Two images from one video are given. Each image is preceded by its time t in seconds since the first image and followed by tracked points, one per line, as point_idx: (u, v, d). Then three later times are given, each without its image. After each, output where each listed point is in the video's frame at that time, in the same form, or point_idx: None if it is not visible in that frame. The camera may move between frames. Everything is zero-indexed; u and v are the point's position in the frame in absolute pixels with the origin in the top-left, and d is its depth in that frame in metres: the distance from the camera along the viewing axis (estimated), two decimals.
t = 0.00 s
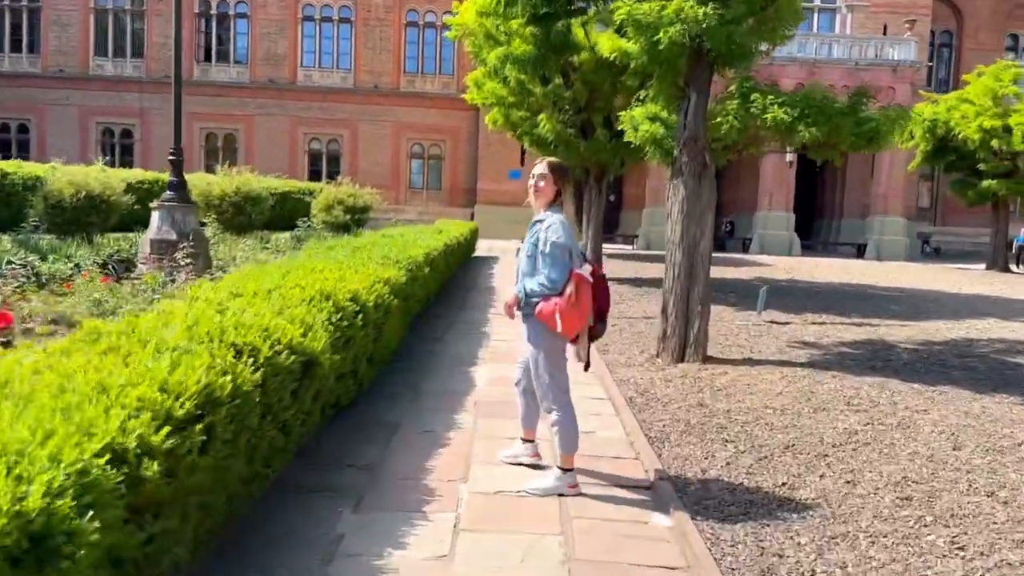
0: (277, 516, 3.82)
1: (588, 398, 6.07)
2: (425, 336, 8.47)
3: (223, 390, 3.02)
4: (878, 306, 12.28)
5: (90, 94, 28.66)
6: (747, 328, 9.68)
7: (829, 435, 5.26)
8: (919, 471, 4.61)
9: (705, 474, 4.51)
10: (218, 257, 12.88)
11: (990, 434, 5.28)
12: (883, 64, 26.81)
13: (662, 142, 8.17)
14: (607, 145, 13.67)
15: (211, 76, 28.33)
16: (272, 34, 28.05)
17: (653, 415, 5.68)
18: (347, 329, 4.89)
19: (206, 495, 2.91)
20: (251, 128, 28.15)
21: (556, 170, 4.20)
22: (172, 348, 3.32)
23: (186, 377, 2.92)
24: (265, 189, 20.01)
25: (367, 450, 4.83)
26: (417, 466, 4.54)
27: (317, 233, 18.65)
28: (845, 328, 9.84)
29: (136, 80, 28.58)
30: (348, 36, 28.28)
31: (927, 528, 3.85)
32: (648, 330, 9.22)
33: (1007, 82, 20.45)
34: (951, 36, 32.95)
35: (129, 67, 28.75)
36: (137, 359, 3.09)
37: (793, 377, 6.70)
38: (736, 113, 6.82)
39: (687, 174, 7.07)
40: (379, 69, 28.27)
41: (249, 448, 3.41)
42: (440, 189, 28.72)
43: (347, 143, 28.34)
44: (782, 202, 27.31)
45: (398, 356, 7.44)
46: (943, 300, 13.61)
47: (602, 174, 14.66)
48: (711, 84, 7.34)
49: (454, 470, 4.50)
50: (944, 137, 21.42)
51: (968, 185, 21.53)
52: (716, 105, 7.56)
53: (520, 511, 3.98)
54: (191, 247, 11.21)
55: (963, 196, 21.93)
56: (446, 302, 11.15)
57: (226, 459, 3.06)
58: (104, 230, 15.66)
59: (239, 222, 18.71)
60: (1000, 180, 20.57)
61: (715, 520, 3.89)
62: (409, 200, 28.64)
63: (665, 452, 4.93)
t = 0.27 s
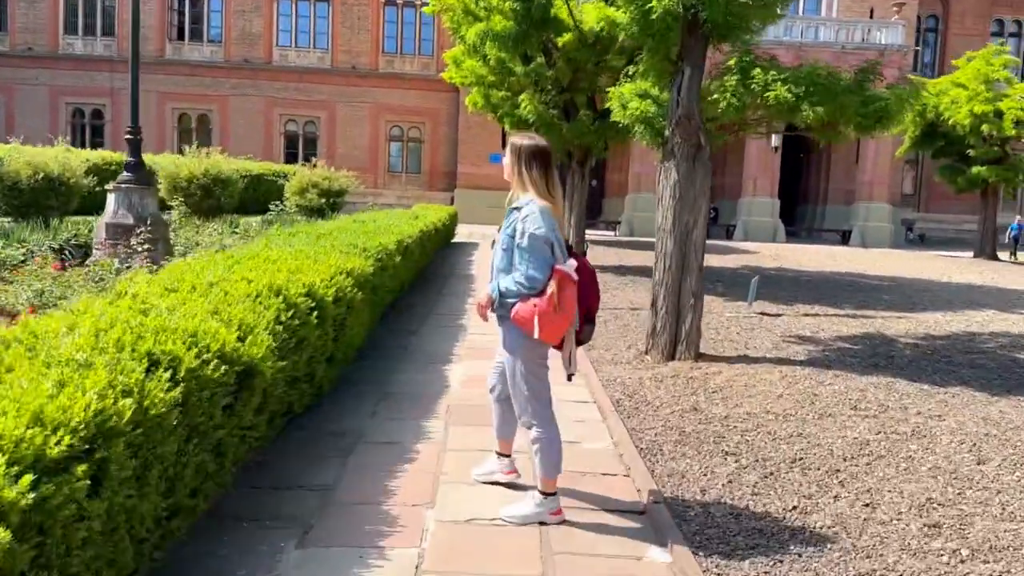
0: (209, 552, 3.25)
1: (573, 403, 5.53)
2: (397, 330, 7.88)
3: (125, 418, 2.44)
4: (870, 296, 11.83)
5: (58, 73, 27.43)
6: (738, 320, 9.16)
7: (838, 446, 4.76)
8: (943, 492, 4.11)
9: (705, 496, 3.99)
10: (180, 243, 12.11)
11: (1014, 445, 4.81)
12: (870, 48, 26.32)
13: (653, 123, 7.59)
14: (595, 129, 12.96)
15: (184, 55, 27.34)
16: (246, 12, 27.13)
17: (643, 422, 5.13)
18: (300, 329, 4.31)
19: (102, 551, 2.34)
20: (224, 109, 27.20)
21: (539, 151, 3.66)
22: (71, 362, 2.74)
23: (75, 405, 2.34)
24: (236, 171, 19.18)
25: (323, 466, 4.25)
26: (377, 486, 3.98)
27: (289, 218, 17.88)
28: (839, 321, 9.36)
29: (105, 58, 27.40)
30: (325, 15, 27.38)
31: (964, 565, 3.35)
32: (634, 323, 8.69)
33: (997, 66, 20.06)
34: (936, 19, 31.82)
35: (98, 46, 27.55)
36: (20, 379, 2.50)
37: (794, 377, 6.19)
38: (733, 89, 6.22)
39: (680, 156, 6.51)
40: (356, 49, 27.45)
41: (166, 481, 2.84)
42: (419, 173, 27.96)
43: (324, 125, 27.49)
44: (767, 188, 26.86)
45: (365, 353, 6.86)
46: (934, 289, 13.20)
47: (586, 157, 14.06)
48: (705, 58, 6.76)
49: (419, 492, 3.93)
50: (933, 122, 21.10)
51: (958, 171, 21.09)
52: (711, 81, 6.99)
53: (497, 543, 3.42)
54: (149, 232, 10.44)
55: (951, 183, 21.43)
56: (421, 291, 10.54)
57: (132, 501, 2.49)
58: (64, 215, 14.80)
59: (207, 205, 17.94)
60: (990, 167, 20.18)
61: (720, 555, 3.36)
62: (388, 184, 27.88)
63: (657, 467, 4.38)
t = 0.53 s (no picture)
0: (184, 566, 3.07)
1: (570, 404, 5.35)
2: (388, 328, 7.69)
3: (83, 429, 2.26)
4: (869, 293, 11.67)
5: (49, 66, 27.04)
6: (737, 318, 8.98)
7: (844, 449, 4.60)
8: (955, 498, 3.95)
9: (708, 503, 3.81)
10: (168, 238, 11.86)
11: None
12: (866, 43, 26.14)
13: (652, 116, 7.40)
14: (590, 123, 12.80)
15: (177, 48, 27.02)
16: (239, 6, 26.84)
17: (642, 424, 4.96)
18: (283, 329, 4.12)
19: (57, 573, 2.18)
20: (217, 103, 26.90)
21: (534, 141, 3.47)
22: (30, 368, 2.57)
23: (26, 415, 2.16)
24: (226, 165, 18.89)
25: (308, 472, 4.06)
26: (364, 493, 3.79)
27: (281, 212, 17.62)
28: (840, 318, 9.20)
29: (97, 51, 27.03)
30: (319, 8, 27.08)
31: None
32: (632, 321, 8.51)
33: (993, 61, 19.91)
34: (932, 15, 31.64)
35: (90, 39, 27.14)
36: None
37: (796, 377, 6.02)
38: (735, 80, 6.04)
39: (679, 149, 6.32)
40: (350, 43, 27.15)
41: (134, 492, 2.66)
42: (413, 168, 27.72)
43: (317, 120, 27.21)
44: (763, 184, 26.70)
45: (355, 352, 6.66)
46: (933, 285, 13.05)
47: (582, 152, 13.84)
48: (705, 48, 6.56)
49: (408, 499, 3.74)
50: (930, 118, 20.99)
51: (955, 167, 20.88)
52: (712, 72, 6.80)
53: (489, 556, 3.24)
54: (134, 227, 10.17)
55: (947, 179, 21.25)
56: (413, 288, 10.35)
57: (94, 518, 2.32)
58: (51, 210, 14.53)
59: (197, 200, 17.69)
60: (987, 162, 20.05)
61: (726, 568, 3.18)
62: (382, 179, 27.64)
63: (658, 472, 4.20)
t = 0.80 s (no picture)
0: None
1: (569, 415, 5.14)
2: (381, 333, 7.47)
3: (31, 467, 2.05)
4: (871, 293, 11.49)
5: (40, 63, 26.66)
6: (738, 321, 8.79)
7: (857, 463, 4.39)
8: (976, 519, 3.74)
9: (717, 526, 3.60)
10: (156, 238, 11.60)
11: None
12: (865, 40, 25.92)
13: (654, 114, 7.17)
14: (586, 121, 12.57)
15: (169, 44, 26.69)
16: (232, 2, 26.53)
17: (645, 437, 4.75)
18: (267, 341, 3.90)
19: None
20: (210, 100, 26.61)
21: (533, 142, 3.25)
22: None
23: None
24: (218, 163, 18.60)
25: (293, 492, 3.84)
26: (352, 516, 3.57)
27: (274, 211, 17.36)
28: (844, 321, 9.00)
29: (89, 48, 26.67)
30: (313, 4, 26.79)
31: None
32: (632, 324, 8.30)
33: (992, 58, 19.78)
34: (930, 12, 31.27)
35: (81, 36, 26.74)
36: None
37: (803, 384, 5.81)
38: (739, 78, 5.83)
39: (681, 148, 6.10)
40: (345, 39, 26.86)
41: (97, 527, 2.45)
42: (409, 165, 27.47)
43: (311, 117, 26.93)
44: (760, 182, 26.51)
45: (346, 359, 6.45)
46: (935, 286, 12.86)
47: (579, 150, 13.62)
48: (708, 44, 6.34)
49: (398, 522, 3.53)
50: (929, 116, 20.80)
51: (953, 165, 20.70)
52: (716, 69, 6.58)
53: None
54: (121, 228, 9.90)
55: (946, 177, 21.08)
56: (407, 289, 10.13)
57: (48, 563, 2.11)
58: (37, 209, 14.26)
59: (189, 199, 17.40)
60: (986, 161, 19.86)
61: None
62: (377, 177, 27.39)
63: (663, 490, 3.99)
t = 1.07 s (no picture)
0: None
1: (568, 427, 4.96)
2: (374, 340, 7.30)
3: None
4: (872, 296, 11.34)
5: (32, 62, 26.36)
6: (739, 325, 8.62)
7: (869, 480, 4.21)
8: (995, 541, 3.57)
9: (724, 549, 3.42)
10: (145, 240, 11.37)
11: None
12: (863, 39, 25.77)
13: (655, 116, 7.00)
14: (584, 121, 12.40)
15: (162, 43, 26.43)
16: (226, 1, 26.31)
17: (647, 450, 4.57)
18: (251, 354, 3.72)
19: None
20: (204, 100, 26.38)
21: (531, 146, 3.08)
22: None
23: None
24: (210, 163, 18.37)
25: (279, 514, 3.65)
26: (340, 540, 3.38)
27: (267, 212, 17.14)
28: (846, 325, 8.85)
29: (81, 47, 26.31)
30: (307, 3, 26.57)
31: None
32: (631, 329, 8.13)
33: (992, 57, 19.70)
34: (927, 11, 31.10)
35: (74, 35, 26.44)
36: None
37: (809, 393, 5.64)
38: (743, 77, 5.66)
39: (682, 150, 5.93)
40: (339, 38, 26.64)
41: (62, 564, 2.26)
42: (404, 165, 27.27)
43: (306, 116, 26.70)
44: (757, 181, 26.36)
45: (337, 367, 6.26)
46: (936, 287, 12.72)
47: (576, 150, 13.45)
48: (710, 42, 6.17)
49: (388, 547, 3.34)
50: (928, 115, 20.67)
51: (952, 164, 20.61)
52: (718, 69, 6.41)
53: None
54: (110, 232, 9.68)
55: (945, 177, 20.96)
56: (402, 293, 9.96)
57: None
58: (26, 210, 14.01)
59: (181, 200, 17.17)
60: (986, 160, 19.73)
61: None
62: (372, 177, 27.18)
63: (667, 509, 3.81)
